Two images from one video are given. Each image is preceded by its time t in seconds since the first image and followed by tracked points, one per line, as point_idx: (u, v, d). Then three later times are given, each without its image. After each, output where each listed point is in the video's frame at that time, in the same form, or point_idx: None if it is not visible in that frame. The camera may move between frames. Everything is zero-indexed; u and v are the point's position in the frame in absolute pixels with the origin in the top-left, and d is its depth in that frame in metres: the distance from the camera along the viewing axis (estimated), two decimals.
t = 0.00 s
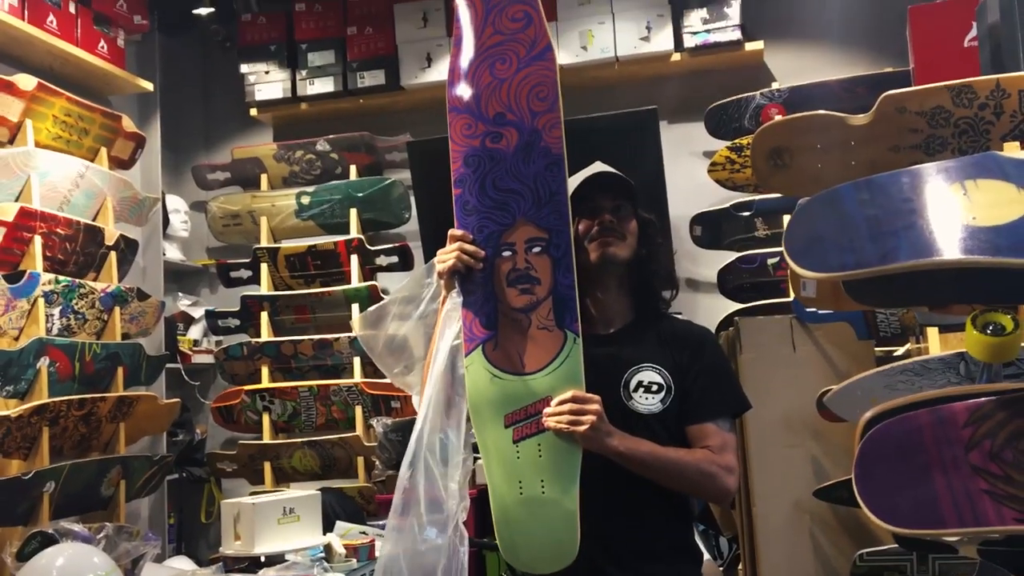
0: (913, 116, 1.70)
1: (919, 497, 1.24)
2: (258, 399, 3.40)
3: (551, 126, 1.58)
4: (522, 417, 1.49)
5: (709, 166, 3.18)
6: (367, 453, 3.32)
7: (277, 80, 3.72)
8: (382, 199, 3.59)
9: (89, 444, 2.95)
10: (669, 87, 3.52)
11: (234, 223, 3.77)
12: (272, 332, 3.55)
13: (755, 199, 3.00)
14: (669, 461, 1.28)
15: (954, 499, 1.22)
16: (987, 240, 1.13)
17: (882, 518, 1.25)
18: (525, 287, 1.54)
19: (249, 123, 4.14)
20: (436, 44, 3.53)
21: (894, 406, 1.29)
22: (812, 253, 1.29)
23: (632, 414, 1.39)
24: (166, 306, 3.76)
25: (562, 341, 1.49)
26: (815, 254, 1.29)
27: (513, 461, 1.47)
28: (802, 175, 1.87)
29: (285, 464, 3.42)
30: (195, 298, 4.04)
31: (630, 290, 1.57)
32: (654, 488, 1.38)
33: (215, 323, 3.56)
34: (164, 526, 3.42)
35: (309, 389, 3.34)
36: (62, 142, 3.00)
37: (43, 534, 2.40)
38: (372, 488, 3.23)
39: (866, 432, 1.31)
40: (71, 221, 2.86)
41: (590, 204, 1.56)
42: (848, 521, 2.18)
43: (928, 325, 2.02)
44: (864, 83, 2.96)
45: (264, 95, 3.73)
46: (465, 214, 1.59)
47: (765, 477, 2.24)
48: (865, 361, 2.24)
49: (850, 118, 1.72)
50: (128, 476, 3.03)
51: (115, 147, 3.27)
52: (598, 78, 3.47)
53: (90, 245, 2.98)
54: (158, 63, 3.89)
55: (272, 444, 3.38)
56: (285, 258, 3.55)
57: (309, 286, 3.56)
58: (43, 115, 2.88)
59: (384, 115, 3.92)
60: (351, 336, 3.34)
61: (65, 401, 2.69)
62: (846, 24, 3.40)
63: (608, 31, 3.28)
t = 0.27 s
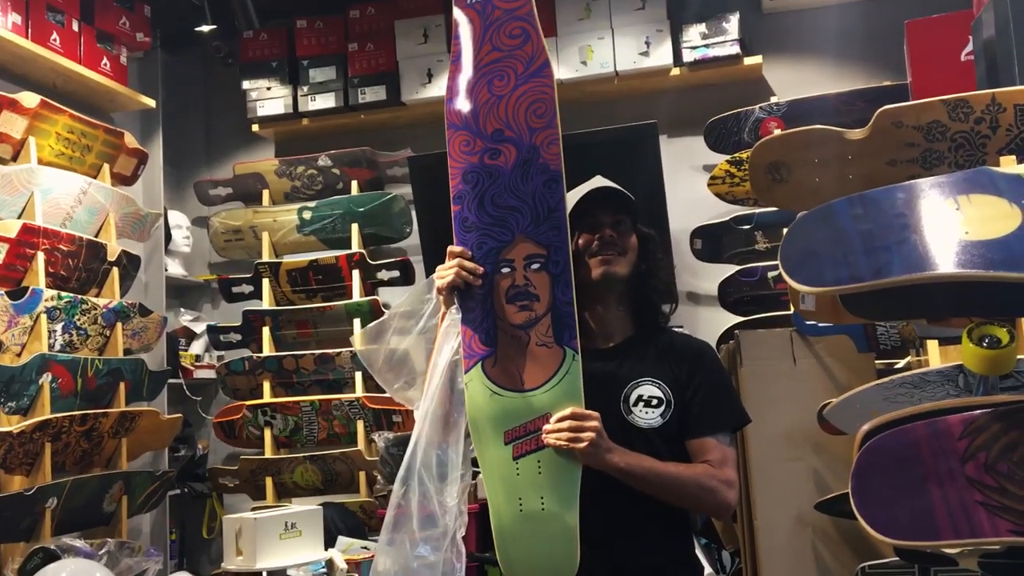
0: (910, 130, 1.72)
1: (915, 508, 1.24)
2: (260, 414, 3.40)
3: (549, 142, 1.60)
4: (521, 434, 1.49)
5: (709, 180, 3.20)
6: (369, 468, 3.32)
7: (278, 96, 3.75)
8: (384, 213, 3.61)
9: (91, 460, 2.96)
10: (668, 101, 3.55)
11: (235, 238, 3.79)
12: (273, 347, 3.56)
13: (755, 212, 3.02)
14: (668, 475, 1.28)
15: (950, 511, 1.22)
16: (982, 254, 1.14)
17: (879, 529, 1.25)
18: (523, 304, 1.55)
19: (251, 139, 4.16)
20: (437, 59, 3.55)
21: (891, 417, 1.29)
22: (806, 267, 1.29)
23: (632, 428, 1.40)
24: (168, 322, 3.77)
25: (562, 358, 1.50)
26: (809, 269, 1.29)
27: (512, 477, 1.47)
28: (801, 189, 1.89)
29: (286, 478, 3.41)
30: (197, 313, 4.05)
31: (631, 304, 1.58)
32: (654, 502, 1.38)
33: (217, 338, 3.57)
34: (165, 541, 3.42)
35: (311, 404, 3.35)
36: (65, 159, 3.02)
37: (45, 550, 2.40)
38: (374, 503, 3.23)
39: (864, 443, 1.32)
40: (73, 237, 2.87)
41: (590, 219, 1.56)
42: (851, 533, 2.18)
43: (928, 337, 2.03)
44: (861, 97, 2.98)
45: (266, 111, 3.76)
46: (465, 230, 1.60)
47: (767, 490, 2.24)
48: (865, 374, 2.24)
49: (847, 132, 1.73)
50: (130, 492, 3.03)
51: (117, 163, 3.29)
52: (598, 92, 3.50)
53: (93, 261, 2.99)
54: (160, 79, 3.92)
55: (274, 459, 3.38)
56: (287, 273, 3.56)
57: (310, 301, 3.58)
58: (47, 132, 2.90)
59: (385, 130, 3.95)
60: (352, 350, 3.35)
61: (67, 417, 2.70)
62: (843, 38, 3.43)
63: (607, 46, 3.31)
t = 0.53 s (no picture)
0: (915, 134, 1.72)
1: (921, 512, 1.24)
2: (266, 419, 3.41)
3: (557, 151, 1.60)
4: (524, 443, 1.50)
5: (714, 185, 3.20)
6: (375, 473, 3.32)
7: (284, 103, 3.77)
8: (389, 219, 3.62)
9: (98, 465, 2.97)
10: (673, 107, 3.56)
11: (242, 244, 3.81)
12: (279, 352, 3.57)
13: (760, 217, 3.02)
14: (674, 480, 1.29)
15: (955, 514, 1.22)
16: (988, 258, 1.14)
17: (885, 533, 1.25)
18: (529, 313, 1.56)
19: (257, 146, 4.18)
20: (442, 66, 3.57)
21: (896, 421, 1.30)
22: (811, 270, 1.30)
23: (637, 435, 1.41)
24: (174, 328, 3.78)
25: (566, 367, 1.50)
26: (814, 273, 1.29)
27: (514, 485, 1.48)
28: (806, 194, 1.89)
29: (292, 484, 3.42)
30: (203, 319, 4.07)
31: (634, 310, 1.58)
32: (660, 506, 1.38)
33: (223, 343, 3.58)
34: (172, 547, 3.43)
35: (317, 410, 3.36)
36: (72, 166, 3.04)
37: (53, 555, 2.41)
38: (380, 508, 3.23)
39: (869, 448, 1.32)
40: (81, 244, 2.89)
41: (594, 226, 1.58)
42: (858, 539, 2.18)
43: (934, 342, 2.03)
44: (866, 101, 2.98)
45: (272, 117, 3.77)
46: (471, 237, 1.61)
47: (773, 495, 2.24)
48: (871, 379, 2.24)
49: (851, 137, 1.74)
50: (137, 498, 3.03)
51: (124, 169, 3.31)
52: (603, 98, 3.51)
53: (100, 267, 3.01)
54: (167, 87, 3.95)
55: (280, 464, 3.38)
56: (293, 279, 3.57)
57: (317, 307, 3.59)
58: (54, 139, 2.92)
59: (390, 136, 3.96)
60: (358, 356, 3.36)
61: (74, 423, 2.71)
62: (848, 43, 3.43)
63: (611, 52, 3.32)
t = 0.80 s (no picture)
0: (911, 127, 1.72)
1: (917, 504, 1.24)
2: (262, 413, 3.41)
3: (551, 137, 1.59)
4: (520, 429, 1.50)
5: (710, 179, 3.20)
6: (371, 466, 3.32)
7: (279, 95, 3.75)
8: (385, 212, 3.61)
9: (93, 458, 2.96)
10: (670, 100, 3.55)
11: (237, 237, 3.79)
12: (275, 346, 3.56)
13: (757, 211, 3.02)
14: (664, 471, 1.29)
15: (953, 506, 1.22)
16: (985, 250, 1.14)
17: (882, 525, 1.25)
18: (523, 299, 1.56)
19: (253, 139, 4.16)
20: (438, 58, 3.56)
21: (892, 412, 1.29)
22: (807, 262, 1.29)
23: (629, 430, 1.41)
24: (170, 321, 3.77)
25: (561, 354, 1.51)
26: (809, 264, 1.28)
27: (509, 472, 1.48)
28: (802, 186, 1.87)
29: (288, 477, 3.42)
30: (199, 312, 4.06)
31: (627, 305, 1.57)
32: (654, 498, 1.38)
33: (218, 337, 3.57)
34: (168, 540, 3.42)
35: (312, 403, 3.35)
36: (67, 158, 3.02)
37: (48, 548, 2.40)
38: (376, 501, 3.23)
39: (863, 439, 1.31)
40: (76, 237, 2.88)
41: (586, 225, 1.59)
42: (853, 531, 2.18)
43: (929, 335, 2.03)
44: (863, 95, 2.98)
45: (268, 110, 3.76)
46: (464, 224, 1.59)
47: (769, 489, 2.24)
48: (866, 372, 2.25)
49: (848, 130, 1.72)
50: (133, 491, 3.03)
51: (119, 162, 3.29)
52: (599, 91, 3.50)
53: (95, 260, 2.99)
54: (162, 79, 3.93)
55: (276, 458, 3.38)
56: (288, 272, 3.56)
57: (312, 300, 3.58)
58: (48, 131, 2.91)
59: (386, 129, 3.95)
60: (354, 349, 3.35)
61: (69, 416, 2.70)
62: (846, 37, 3.43)
63: (608, 45, 3.31)
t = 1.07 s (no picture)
0: (914, 115, 1.70)
1: (919, 493, 1.24)
2: (260, 400, 3.40)
3: (541, 116, 1.60)
4: (516, 407, 1.50)
5: (711, 167, 3.18)
6: (369, 454, 3.32)
7: (278, 82, 3.72)
8: (384, 200, 3.59)
9: (91, 446, 2.96)
10: (670, 88, 3.52)
11: (235, 225, 3.78)
12: (273, 334, 3.55)
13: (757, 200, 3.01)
14: (656, 454, 1.27)
15: (955, 495, 1.22)
16: (989, 239, 1.13)
17: (885, 515, 1.24)
18: (517, 275, 1.56)
19: (252, 126, 4.14)
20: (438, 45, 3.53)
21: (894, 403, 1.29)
22: (810, 250, 1.27)
23: (626, 421, 1.39)
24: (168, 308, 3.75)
25: (557, 330, 1.51)
26: (812, 252, 1.26)
27: (505, 450, 1.48)
28: (803, 174, 1.85)
29: (287, 465, 3.42)
30: (197, 300, 4.04)
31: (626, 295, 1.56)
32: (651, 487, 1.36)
33: (217, 325, 3.56)
34: (166, 527, 3.43)
35: (311, 391, 3.35)
36: (64, 145, 3.00)
37: (46, 535, 2.40)
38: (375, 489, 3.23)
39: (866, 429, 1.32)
40: (74, 224, 2.86)
41: (586, 214, 1.54)
42: (851, 521, 2.18)
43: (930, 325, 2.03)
44: (865, 84, 2.96)
45: (266, 97, 3.73)
46: (454, 202, 1.60)
47: (768, 478, 2.24)
48: (866, 361, 2.24)
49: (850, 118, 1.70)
50: (131, 478, 3.03)
51: (118, 149, 3.27)
52: (600, 79, 3.48)
53: (93, 247, 2.98)
54: (160, 66, 3.90)
55: (275, 445, 3.38)
56: (287, 260, 3.55)
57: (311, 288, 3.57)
58: (46, 117, 2.89)
59: (386, 117, 3.93)
60: (353, 337, 3.35)
61: (67, 404, 2.69)
62: (848, 25, 3.40)
63: (609, 32, 3.28)
